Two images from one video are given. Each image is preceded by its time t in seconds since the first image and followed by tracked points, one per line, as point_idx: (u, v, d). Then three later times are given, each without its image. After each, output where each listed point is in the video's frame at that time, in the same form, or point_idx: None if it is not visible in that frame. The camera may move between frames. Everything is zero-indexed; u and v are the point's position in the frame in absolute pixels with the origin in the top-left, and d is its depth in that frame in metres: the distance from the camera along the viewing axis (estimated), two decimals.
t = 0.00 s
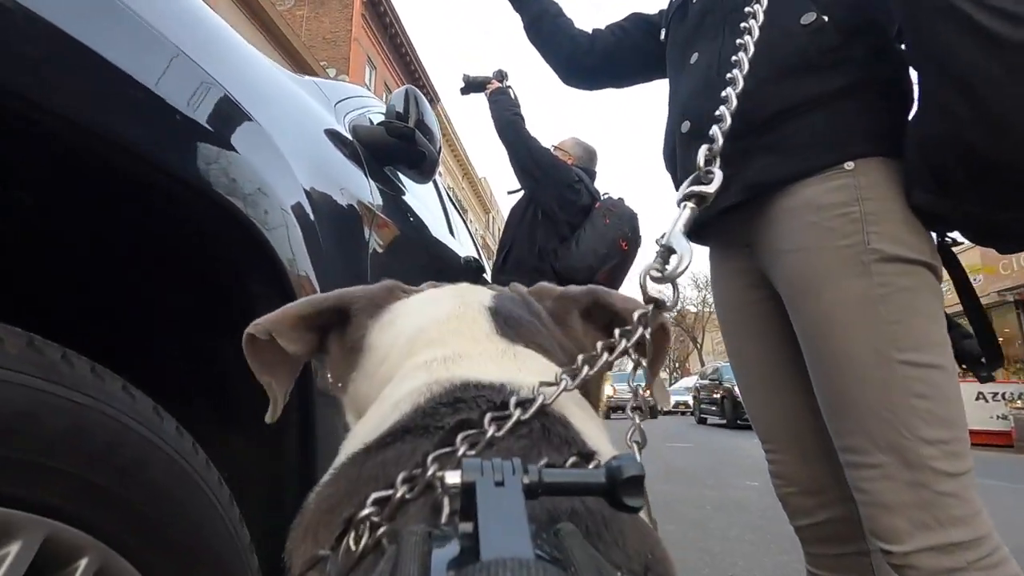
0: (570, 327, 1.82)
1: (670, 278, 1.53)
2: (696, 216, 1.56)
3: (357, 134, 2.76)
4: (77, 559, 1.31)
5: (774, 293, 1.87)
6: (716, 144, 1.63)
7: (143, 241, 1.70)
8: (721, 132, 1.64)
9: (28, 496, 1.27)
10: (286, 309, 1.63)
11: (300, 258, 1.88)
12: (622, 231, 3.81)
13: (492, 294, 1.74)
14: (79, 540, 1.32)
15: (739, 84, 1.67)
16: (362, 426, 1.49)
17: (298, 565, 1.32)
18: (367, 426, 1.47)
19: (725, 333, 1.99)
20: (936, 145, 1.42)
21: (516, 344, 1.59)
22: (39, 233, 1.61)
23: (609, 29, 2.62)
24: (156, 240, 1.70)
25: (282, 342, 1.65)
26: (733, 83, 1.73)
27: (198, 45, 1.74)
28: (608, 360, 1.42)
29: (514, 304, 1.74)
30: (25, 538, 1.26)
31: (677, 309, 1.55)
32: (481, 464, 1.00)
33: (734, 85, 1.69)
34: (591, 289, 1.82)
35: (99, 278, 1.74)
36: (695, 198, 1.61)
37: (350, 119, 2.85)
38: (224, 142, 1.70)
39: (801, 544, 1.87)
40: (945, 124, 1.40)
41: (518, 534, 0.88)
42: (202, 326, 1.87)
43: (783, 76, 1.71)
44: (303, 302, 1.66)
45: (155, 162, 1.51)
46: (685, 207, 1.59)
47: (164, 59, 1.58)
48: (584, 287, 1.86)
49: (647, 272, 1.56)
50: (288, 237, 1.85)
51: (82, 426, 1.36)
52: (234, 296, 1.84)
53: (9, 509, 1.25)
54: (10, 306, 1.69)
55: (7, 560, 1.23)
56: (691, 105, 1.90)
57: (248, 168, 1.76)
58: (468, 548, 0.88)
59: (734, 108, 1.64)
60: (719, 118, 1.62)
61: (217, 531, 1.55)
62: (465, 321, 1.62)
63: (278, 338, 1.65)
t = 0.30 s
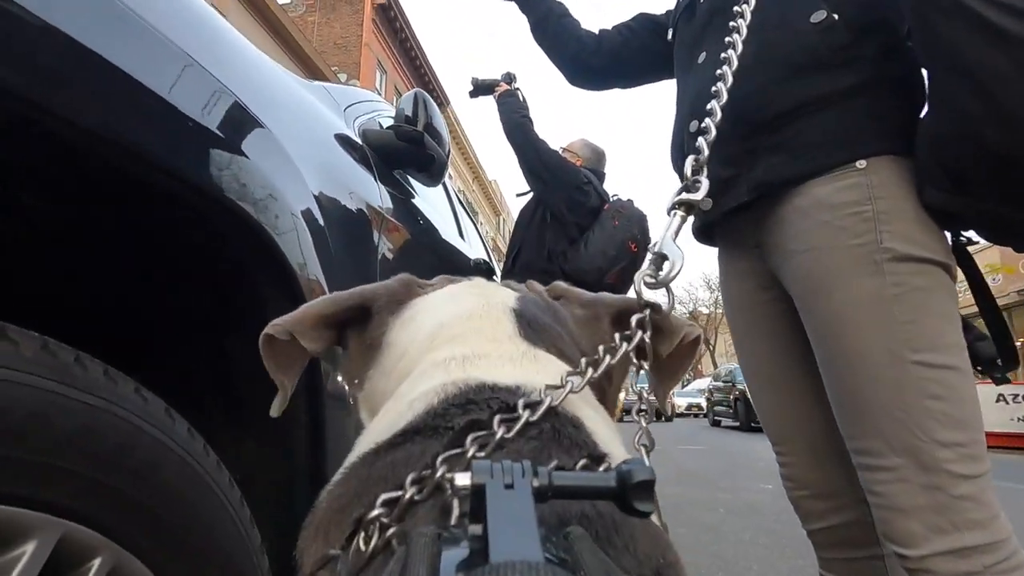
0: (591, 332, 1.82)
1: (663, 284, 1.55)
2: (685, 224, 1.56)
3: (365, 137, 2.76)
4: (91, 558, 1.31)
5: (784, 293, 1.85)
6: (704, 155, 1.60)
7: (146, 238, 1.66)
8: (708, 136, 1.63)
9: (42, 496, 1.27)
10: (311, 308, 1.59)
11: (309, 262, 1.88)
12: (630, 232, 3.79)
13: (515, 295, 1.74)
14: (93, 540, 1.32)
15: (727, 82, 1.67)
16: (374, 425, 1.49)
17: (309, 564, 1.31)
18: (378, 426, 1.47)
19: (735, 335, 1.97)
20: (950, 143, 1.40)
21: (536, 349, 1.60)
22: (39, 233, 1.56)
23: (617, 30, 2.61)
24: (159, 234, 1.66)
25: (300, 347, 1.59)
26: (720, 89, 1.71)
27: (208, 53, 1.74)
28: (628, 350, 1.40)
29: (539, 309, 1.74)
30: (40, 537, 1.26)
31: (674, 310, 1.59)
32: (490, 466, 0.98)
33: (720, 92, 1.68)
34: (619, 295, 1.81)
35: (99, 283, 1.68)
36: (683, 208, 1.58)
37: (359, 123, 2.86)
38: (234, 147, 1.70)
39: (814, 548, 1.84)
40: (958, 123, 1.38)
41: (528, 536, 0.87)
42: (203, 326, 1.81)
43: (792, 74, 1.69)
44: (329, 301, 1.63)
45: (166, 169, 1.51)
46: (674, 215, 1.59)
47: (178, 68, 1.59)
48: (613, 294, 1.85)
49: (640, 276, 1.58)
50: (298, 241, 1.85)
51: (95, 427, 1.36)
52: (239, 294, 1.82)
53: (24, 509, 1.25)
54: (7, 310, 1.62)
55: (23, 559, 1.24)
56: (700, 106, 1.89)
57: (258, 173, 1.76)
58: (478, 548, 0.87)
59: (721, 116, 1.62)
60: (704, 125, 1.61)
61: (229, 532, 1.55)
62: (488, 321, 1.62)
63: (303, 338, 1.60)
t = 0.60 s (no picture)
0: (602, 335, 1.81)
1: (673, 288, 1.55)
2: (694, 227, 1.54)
3: (375, 141, 2.76)
4: (104, 559, 1.32)
5: (794, 295, 1.84)
6: (708, 160, 1.63)
7: (152, 240, 1.62)
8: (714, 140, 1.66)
9: (57, 496, 1.28)
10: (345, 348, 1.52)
11: (320, 265, 1.89)
12: (639, 233, 3.78)
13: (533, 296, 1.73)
14: (107, 540, 1.33)
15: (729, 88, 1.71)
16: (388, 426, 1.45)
17: (322, 564, 1.37)
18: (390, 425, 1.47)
19: (745, 337, 1.96)
20: (961, 143, 1.39)
21: (554, 352, 1.59)
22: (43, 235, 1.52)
23: (625, 33, 2.60)
24: (166, 236, 1.63)
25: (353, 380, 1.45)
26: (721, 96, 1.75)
27: (220, 60, 1.75)
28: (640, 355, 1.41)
29: (555, 311, 1.74)
30: (57, 536, 1.27)
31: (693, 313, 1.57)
32: (503, 468, 0.99)
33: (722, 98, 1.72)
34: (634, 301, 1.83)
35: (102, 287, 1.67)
36: (692, 212, 1.59)
37: (368, 127, 2.87)
38: (246, 153, 1.71)
39: (827, 552, 1.83)
40: (969, 122, 1.37)
41: (539, 537, 0.87)
42: (211, 328, 1.80)
43: (801, 75, 1.68)
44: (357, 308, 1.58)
45: (178, 175, 1.51)
46: (681, 220, 1.58)
47: (192, 77, 1.60)
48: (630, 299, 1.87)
49: (650, 283, 1.58)
50: (309, 244, 1.86)
51: (109, 429, 1.37)
52: (250, 298, 1.81)
53: (39, 508, 1.26)
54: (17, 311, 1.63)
55: (40, 559, 1.25)
56: (708, 107, 1.88)
57: (269, 178, 1.77)
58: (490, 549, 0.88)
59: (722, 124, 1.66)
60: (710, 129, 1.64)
61: (241, 534, 1.55)
62: (508, 321, 1.60)
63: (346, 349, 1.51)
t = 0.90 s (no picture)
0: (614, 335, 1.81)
1: (698, 287, 1.53)
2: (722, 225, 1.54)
3: (384, 144, 2.76)
4: (120, 556, 1.33)
5: (804, 296, 1.83)
6: (738, 155, 1.60)
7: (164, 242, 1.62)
8: (742, 133, 1.61)
9: (73, 495, 1.30)
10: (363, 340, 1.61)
11: (329, 267, 1.90)
12: (648, 234, 3.79)
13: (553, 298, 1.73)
14: (122, 538, 1.34)
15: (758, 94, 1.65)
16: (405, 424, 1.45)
17: (338, 561, 1.34)
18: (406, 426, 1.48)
19: (755, 338, 1.95)
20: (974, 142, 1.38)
21: (576, 355, 1.58)
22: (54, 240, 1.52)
23: (633, 36, 2.60)
24: (177, 241, 1.62)
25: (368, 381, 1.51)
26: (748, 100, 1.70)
27: (231, 65, 1.76)
28: (660, 357, 1.40)
29: (573, 313, 1.73)
30: (72, 534, 1.29)
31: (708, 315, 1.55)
32: (518, 470, 0.98)
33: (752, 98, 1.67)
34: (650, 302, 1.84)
35: (116, 287, 1.67)
36: (719, 210, 1.58)
37: (377, 130, 2.87)
38: (258, 158, 1.71)
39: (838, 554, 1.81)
40: (982, 121, 1.35)
41: (555, 538, 0.86)
42: (225, 330, 1.81)
43: (810, 75, 1.67)
44: (370, 312, 1.65)
45: (191, 180, 1.52)
46: (709, 217, 1.59)
47: (205, 83, 1.61)
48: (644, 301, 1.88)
49: (674, 282, 1.56)
50: (318, 246, 1.86)
51: (125, 429, 1.38)
52: (263, 301, 1.81)
53: (56, 507, 1.28)
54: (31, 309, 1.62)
55: (57, 556, 1.27)
56: (716, 108, 1.87)
57: (280, 182, 1.78)
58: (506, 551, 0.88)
59: (754, 113, 1.64)
60: (740, 124, 1.60)
61: (254, 534, 1.55)
62: (531, 321, 1.59)
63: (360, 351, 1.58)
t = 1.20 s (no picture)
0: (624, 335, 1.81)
1: (706, 290, 1.52)
2: (727, 230, 1.54)
3: (392, 145, 2.76)
4: (131, 556, 1.33)
5: (814, 296, 1.82)
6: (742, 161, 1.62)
7: (175, 244, 1.62)
8: (745, 143, 1.64)
9: (86, 494, 1.30)
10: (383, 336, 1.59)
11: (337, 268, 1.90)
12: (657, 235, 3.74)
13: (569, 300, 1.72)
14: (134, 537, 1.34)
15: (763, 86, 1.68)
16: (417, 425, 1.42)
17: (351, 562, 1.33)
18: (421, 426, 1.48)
19: (764, 338, 1.94)
20: (988, 138, 1.36)
21: (592, 357, 1.57)
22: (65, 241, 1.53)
23: (640, 36, 2.59)
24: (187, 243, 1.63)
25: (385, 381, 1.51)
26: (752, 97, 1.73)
27: (239, 67, 1.76)
28: (673, 359, 1.40)
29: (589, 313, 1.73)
30: (86, 533, 1.29)
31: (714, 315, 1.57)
32: (530, 471, 0.97)
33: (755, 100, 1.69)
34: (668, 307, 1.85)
35: (126, 290, 1.66)
36: (723, 215, 1.58)
37: (384, 131, 2.88)
38: (267, 161, 1.71)
39: (849, 556, 1.80)
40: (997, 117, 1.34)
41: (567, 538, 0.86)
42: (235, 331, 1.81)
43: (820, 73, 1.66)
44: (391, 312, 1.64)
45: (201, 181, 1.52)
46: (714, 222, 1.58)
47: (215, 87, 1.61)
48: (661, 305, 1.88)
49: (681, 287, 1.56)
50: (327, 248, 1.87)
51: (136, 430, 1.37)
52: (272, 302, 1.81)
53: (70, 506, 1.28)
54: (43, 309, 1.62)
55: (71, 554, 1.27)
56: (724, 107, 1.87)
57: (289, 184, 1.78)
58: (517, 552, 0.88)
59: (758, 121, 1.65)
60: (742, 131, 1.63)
61: (263, 534, 1.55)
62: (548, 323, 1.59)
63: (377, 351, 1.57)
